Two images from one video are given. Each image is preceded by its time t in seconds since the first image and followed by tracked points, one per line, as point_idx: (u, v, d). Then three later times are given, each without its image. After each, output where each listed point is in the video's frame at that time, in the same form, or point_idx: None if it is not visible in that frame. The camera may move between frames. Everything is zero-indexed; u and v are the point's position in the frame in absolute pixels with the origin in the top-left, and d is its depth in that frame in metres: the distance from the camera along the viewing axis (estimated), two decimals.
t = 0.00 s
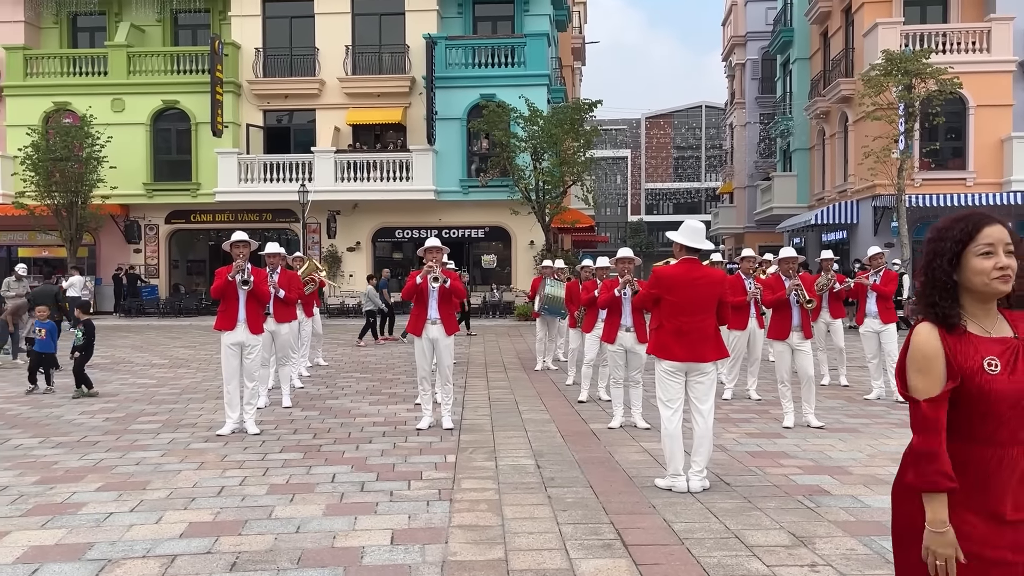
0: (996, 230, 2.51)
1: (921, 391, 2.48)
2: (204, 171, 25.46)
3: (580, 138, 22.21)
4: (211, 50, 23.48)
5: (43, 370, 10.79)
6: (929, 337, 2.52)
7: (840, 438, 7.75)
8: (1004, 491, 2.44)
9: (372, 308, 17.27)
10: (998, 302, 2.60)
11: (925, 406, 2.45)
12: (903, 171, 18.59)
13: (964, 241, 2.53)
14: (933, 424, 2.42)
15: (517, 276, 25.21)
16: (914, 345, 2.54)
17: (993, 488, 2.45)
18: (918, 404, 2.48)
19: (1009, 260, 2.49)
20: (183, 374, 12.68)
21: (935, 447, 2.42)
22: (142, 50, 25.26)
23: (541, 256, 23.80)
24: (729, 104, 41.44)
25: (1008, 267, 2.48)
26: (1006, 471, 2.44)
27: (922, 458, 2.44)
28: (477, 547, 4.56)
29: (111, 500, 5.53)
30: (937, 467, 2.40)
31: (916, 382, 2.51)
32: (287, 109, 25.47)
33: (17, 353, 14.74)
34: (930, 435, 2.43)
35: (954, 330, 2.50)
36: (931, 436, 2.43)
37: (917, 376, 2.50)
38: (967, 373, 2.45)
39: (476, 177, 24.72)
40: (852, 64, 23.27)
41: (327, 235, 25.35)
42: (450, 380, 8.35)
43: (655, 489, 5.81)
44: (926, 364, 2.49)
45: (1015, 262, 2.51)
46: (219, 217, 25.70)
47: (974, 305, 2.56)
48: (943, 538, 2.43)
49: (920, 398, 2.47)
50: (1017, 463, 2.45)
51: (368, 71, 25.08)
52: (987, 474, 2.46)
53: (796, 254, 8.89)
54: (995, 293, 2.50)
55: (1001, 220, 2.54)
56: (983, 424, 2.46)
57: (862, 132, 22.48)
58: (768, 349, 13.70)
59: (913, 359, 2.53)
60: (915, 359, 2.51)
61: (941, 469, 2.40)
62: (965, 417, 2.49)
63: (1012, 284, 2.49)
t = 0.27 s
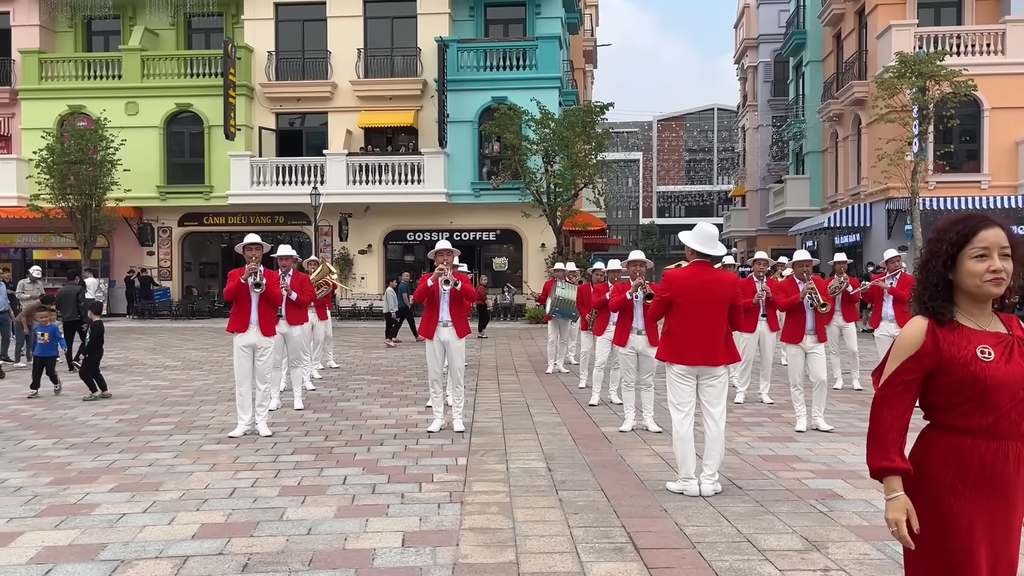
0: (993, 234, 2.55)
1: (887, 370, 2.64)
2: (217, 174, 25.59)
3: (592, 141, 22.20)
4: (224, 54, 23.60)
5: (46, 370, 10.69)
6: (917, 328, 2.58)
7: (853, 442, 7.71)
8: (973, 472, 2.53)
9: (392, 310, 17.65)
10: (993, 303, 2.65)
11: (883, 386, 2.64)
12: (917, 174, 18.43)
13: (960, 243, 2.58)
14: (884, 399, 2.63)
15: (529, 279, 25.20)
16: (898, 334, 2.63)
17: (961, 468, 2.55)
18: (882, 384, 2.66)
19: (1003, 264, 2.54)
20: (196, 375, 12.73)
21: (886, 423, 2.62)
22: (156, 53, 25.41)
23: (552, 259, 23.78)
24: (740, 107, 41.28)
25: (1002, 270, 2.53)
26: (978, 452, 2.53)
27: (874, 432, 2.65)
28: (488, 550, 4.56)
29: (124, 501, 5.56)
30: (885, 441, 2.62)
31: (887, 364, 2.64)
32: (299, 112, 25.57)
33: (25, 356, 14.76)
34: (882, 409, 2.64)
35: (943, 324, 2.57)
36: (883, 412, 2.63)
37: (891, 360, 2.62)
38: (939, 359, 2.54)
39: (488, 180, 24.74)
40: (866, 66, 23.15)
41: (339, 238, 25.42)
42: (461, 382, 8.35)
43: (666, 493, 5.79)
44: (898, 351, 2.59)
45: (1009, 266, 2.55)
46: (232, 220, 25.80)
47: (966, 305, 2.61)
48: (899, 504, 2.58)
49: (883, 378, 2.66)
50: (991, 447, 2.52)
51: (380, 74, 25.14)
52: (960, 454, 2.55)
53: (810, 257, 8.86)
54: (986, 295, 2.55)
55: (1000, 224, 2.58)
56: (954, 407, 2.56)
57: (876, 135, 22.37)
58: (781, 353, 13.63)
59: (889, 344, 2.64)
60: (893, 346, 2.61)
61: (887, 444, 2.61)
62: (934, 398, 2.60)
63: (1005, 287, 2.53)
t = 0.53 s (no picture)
0: (990, 234, 2.61)
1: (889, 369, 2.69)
2: (226, 176, 25.68)
3: (600, 143, 22.19)
4: (233, 56, 23.70)
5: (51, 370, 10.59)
6: (914, 326, 2.64)
7: (862, 444, 7.69)
8: (968, 469, 2.61)
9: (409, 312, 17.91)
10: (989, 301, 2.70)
11: (885, 385, 2.70)
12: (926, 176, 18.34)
13: (957, 243, 2.63)
14: (887, 398, 2.68)
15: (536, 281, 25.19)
16: (896, 331, 2.69)
17: (958, 466, 2.62)
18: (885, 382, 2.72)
19: (1000, 263, 2.59)
20: (205, 377, 12.78)
21: (887, 422, 2.67)
22: (166, 56, 25.54)
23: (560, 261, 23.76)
24: (749, 108, 41.21)
25: (998, 270, 2.58)
26: (973, 450, 2.60)
27: (877, 432, 2.70)
28: (495, 551, 4.56)
29: (132, 501, 5.59)
30: (890, 441, 2.66)
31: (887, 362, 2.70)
32: (308, 114, 25.65)
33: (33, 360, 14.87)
34: (884, 407, 2.69)
35: (941, 321, 2.63)
36: (885, 411, 2.68)
37: (890, 357, 2.68)
38: (937, 357, 2.60)
39: (496, 182, 24.76)
40: (875, 68, 23.07)
41: (347, 240, 25.48)
42: (468, 384, 8.36)
43: (674, 494, 5.79)
44: (897, 348, 2.65)
45: (1006, 265, 2.60)
46: (241, 222, 25.89)
47: (963, 303, 2.67)
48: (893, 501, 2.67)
49: (885, 376, 2.71)
50: (987, 444, 2.59)
51: (388, 77, 25.20)
52: (957, 451, 2.62)
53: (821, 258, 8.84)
54: (983, 294, 2.60)
55: (997, 224, 2.64)
56: (952, 404, 2.63)
57: (885, 136, 22.31)
58: (789, 355, 13.59)
59: (889, 342, 2.69)
60: (892, 343, 2.66)
61: (889, 444, 2.66)
62: (932, 395, 2.66)
63: (1001, 286, 2.58)
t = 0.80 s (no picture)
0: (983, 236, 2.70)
1: (894, 375, 2.71)
2: (231, 178, 25.73)
3: (604, 144, 22.19)
4: (238, 58, 23.75)
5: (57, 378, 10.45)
6: (916, 328, 2.69)
7: (866, 446, 7.67)
8: (972, 466, 2.69)
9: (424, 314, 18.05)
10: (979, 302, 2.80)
11: (892, 392, 2.71)
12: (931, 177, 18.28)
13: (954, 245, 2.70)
14: (898, 406, 2.70)
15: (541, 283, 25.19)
16: (897, 334, 2.72)
17: (960, 464, 2.69)
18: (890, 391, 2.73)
19: (996, 263, 2.68)
20: (209, 378, 12.79)
21: (902, 428, 2.68)
22: (171, 58, 25.60)
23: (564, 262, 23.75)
24: (753, 110, 41.19)
25: (994, 269, 2.67)
26: (975, 447, 2.68)
27: (889, 440, 2.71)
28: (499, 552, 4.56)
29: (137, 502, 5.60)
30: (909, 449, 2.66)
31: (891, 367, 2.72)
32: (313, 116, 25.68)
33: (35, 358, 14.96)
34: (895, 414, 2.70)
35: (940, 322, 2.68)
36: (897, 418, 2.69)
37: (894, 361, 2.71)
38: (940, 358, 2.66)
39: (500, 184, 24.76)
40: (880, 69, 23.03)
41: (351, 242, 25.50)
42: (472, 385, 8.36)
43: (678, 496, 5.78)
44: (901, 352, 2.69)
45: (1001, 265, 2.69)
46: (245, 223, 25.94)
47: (958, 303, 2.74)
48: (920, 510, 2.66)
49: (890, 385, 2.73)
50: (987, 441, 2.68)
51: (392, 78, 25.22)
52: (959, 449, 2.69)
53: (831, 259, 8.81)
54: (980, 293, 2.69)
55: (988, 226, 2.73)
56: (953, 404, 2.69)
57: (890, 138, 22.26)
58: (793, 356, 13.57)
59: (892, 348, 2.71)
60: (896, 348, 2.70)
61: (906, 450, 2.66)
62: (935, 399, 2.71)
63: (997, 286, 2.67)
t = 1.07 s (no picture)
0: (970, 237, 2.82)
1: (895, 376, 2.73)
2: (230, 179, 25.74)
3: (604, 146, 22.20)
4: (238, 60, 23.77)
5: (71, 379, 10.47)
6: (919, 329, 2.72)
7: (866, 448, 7.68)
8: (959, 470, 2.75)
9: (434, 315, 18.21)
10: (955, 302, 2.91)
11: (892, 393, 2.73)
12: (930, 179, 18.28)
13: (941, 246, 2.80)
14: (899, 408, 2.71)
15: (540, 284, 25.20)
16: (897, 334, 2.75)
17: (948, 468, 2.75)
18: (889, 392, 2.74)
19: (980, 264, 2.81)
20: (209, 380, 12.80)
21: (902, 431, 2.69)
22: (171, 60, 25.63)
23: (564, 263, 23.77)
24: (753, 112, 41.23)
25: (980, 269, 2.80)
26: (962, 450, 2.76)
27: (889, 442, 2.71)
28: (498, 554, 4.57)
29: (138, 503, 5.61)
30: (907, 451, 2.68)
31: (892, 370, 2.73)
32: (312, 118, 25.70)
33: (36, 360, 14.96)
34: (895, 415, 2.72)
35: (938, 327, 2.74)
36: (898, 420, 2.71)
37: (895, 363, 2.72)
38: (941, 362, 2.72)
39: (500, 185, 24.77)
40: (879, 71, 23.05)
41: (351, 243, 25.51)
42: (472, 387, 8.36)
43: (677, 497, 5.79)
44: (906, 352, 2.71)
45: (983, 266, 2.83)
46: (245, 225, 25.96)
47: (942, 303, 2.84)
48: (916, 514, 2.68)
49: (890, 387, 2.74)
50: (970, 444, 2.77)
51: (392, 80, 25.24)
52: (946, 454, 2.76)
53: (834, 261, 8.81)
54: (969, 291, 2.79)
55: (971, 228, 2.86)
56: (947, 407, 2.75)
57: (889, 140, 22.29)
58: (792, 358, 13.58)
59: (894, 349, 2.73)
60: (898, 349, 2.71)
61: (907, 451, 2.68)
62: (928, 403, 2.77)
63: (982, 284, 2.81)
